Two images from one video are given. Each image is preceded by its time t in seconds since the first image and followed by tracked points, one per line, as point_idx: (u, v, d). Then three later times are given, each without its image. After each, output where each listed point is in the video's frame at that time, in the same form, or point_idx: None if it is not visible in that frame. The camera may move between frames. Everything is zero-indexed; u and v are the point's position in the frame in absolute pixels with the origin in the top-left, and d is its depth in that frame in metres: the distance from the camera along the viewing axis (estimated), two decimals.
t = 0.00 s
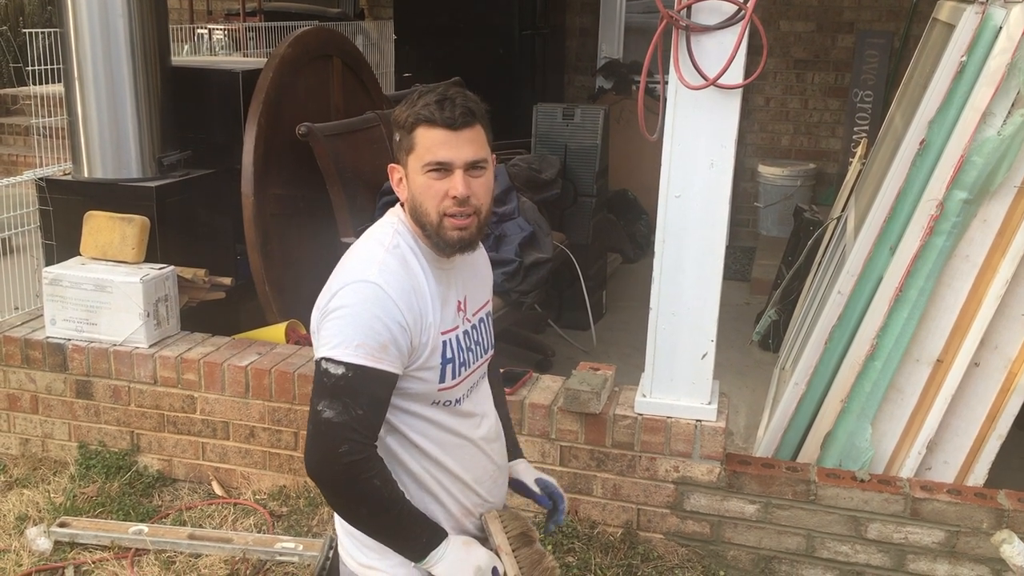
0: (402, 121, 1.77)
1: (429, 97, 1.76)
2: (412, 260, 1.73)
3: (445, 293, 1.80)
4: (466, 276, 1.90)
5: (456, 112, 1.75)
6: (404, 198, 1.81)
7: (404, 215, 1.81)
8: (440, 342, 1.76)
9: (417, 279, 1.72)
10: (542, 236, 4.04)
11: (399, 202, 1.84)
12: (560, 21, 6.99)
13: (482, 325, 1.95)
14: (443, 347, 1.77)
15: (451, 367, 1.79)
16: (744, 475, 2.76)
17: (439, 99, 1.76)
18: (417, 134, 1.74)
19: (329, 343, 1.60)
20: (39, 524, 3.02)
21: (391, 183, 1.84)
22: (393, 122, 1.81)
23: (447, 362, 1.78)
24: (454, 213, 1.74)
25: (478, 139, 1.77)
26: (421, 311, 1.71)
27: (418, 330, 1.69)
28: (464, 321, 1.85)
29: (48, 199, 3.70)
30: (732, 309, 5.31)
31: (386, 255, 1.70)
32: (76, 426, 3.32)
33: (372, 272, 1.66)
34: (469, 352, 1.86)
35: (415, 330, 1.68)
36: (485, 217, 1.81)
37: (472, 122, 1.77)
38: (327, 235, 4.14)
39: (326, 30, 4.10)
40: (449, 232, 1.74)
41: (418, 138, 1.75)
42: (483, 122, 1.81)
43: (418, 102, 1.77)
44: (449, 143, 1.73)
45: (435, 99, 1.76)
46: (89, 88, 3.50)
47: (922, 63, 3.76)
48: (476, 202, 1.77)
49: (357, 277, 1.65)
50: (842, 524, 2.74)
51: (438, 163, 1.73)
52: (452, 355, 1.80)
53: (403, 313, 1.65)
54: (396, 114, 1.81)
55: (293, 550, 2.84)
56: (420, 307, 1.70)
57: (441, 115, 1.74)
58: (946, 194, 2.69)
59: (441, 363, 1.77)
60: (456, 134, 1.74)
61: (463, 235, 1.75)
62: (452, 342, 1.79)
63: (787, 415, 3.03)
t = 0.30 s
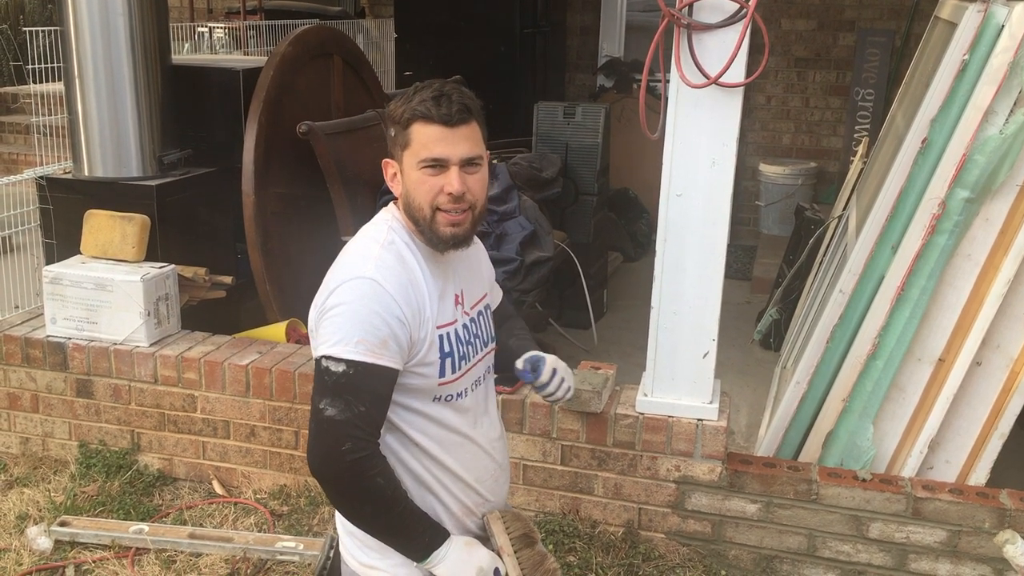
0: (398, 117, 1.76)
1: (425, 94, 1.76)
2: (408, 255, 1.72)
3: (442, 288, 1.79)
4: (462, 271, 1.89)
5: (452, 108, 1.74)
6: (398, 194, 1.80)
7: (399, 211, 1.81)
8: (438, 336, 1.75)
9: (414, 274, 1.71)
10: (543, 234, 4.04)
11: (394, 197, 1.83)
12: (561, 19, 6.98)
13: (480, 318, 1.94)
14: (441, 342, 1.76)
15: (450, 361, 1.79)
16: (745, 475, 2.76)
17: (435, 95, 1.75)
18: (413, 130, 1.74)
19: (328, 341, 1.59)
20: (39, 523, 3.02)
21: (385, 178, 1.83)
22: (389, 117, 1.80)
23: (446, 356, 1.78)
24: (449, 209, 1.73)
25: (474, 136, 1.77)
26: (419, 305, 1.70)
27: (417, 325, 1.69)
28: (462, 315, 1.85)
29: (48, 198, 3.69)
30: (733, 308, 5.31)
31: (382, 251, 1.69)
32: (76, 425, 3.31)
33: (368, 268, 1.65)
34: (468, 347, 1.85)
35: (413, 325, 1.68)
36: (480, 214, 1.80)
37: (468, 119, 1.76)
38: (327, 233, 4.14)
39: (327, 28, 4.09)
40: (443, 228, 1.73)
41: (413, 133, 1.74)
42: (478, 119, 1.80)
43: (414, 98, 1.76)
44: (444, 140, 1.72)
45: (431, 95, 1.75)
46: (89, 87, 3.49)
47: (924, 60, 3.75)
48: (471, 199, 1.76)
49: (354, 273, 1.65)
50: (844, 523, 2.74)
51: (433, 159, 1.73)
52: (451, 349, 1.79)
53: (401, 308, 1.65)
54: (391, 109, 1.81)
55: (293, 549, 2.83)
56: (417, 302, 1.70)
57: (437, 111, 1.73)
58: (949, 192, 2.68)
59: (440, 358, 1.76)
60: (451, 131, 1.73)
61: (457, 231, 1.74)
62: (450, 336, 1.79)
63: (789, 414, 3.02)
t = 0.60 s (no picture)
0: (397, 117, 1.76)
1: (426, 97, 1.75)
2: (396, 256, 1.72)
3: (432, 287, 1.79)
4: (454, 271, 1.88)
5: (452, 114, 1.73)
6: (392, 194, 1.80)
7: (390, 210, 1.81)
8: (427, 336, 1.75)
9: (402, 274, 1.71)
10: (544, 234, 4.05)
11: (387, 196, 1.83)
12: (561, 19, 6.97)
13: (474, 318, 1.93)
14: (430, 342, 1.75)
15: (440, 361, 1.78)
16: (746, 476, 2.75)
17: (437, 99, 1.74)
18: (411, 132, 1.73)
19: (315, 342, 1.59)
20: (39, 522, 3.01)
21: (379, 177, 1.83)
22: (387, 116, 1.79)
23: (436, 356, 1.77)
24: (441, 215, 1.73)
25: (472, 143, 1.76)
26: (406, 306, 1.70)
27: (404, 325, 1.68)
28: (454, 315, 1.84)
29: (48, 196, 3.68)
30: (733, 308, 5.30)
31: (369, 252, 1.69)
32: (75, 425, 3.31)
33: (354, 269, 1.65)
34: (459, 346, 1.84)
35: (401, 325, 1.67)
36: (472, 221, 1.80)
37: (468, 126, 1.75)
38: (327, 232, 4.13)
39: (327, 27, 4.08)
40: (433, 232, 1.73)
41: (411, 135, 1.73)
42: (477, 126, 1.80)
43: (414, 100, 1.76)
44: (442, 145, 1.72)
45: (432, 99, 1.74)
46: (90, 86, 3.49)
47: (925, 61, 3.75)
48: (464, 206, 1.76)
49: (341, 274, 1.65)
50: (844, 524, 2.73)
51: (429, 164, 1.72)
52: (441, 349, 1.78)
53: (388, 308, 1.64)
54: (391, 108, 1.80)
55: (293, 549, 2.83)
56: (404, 302, 1.69)
57: (437, 116, 1.72)
58: (951, 193, 2.67)
59: (430, 358, 1.75)
60: (449, 137, 1.72)
61: (448, 238, 1.73)
62: (440, 336, 1.78)
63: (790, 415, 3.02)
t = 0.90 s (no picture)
0: (404, 113, 1.73)
1: (436, 94, 1.73)
2: (394, 254, 1.71)
3: (431, 286, 1.78)
4: (453, 270, 1.87)
5: (463, 114, 1.72)
6: (394, 189, 1.78)
7: (392, 206, 1.79)
8: (426, 335, 1.74)
9: (400, 273, 1.70)
10: (543, 232, 4.04)
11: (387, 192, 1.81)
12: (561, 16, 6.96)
13: (474, 318, 1.92)
14: (428, 341, 1.74)
15: (439, 361, 1.77)
16: (745, 474, 2.75)
17: (447, 97, 1.73)
18: (420, 130, 1.72)
19: (313, 341, 1.58)
20: (37, 519, 3.01)
21: (379, 172, 1.81)
22: (392, 112, 1.77)
23: (435, 356, 1.76)
24: (448, 213, 1.72)
25: (480, 142, 1.76)
26: (404, 304, 1.69)
27: (402, 325, 1.68)
28: (453, 315, 1.83)
29: (47, 193, 3.68)
30: (732, 307, 5.30)
31: (367, 251, 1.69)
32: (74, 421, 3.30)
33: (352, 268, 1.64)
34: (459, 346, 1.83)
35: (399, 324, 1.67)
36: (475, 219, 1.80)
37: (477, 125, 1.75)
38: (326, 229, 4.12)
39: (327, 24, 4.07)
40: (439, 231, 1.72)
41: (419, 133, 1.71)
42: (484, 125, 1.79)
43: (423, 97, 1.73)
44: (452, 145, 1.71)
45: (443, 97, 1.72)
46: (89, 82, 3.48)
47: (926, 61, 3.74)
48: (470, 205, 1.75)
49: (338, 272, 1.64)
50: (844, 523, 2.73)
51: (439, 162, 1.71)
52: (440, 348, 1.77)
53: (385, 307, 1.63)
54: (396, 102, 1.77)
55: (292, 546, 2.82)
56: (402, 301, 1.69)
57: (449, 116, 1.71)
58: (951, 192, 2.67)
59: (429, 357, 1.75)
60: (459, 136, 1.72)
61: (453, 236, 1.73)
62: (439, 335, 1.77)
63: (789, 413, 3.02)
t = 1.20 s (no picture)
0: (473, 143, 1.69)
1: (504, 127, 1.73)
2: (386, 258, 1.70)
3: (424, 289, 1.77)
4: (445, 271, 1.87)
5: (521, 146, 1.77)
6: (438, 208, 1.74)
7: (427, 223, 1.75)
8: (418, 339, 1.73)
9: (392, 277, 1.69)
10: (541, 228, 4.01)
11: (420, 205, 1.75)
12: (559, 12, 6.95)
13: (464, 320, 1.92)
14: (420, 345, 1.74)
15: (431, 365, 1.77)
16: (742, 471, 2.75)
17: (512, 130, 1.75)
18: (489, 162, 1.71)
19: (304, 349, 1.58)
20: (33, 515, 3.00)
21: (418, 185, 1.72)
22: (456, 134, 1.69)
23: (427, 360, 1.76)
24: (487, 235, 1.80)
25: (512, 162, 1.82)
26: (397, 310, 1.68)
27: (394, 331, 1.67)
28: (445, 316, 1.82)
29: (43, 189, 3.67)
30: (730, 304, 5.29)
31: (359, 256, 1.67)
32: (70, 418, 3.30)
33: (344, 274, 1.63)
34: (451, 348, 1.83)
35: (391, 330, 1.66)
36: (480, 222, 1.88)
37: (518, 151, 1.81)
38: (323, 226, 4.11)
39: (324, 20, 4.06)
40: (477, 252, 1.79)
41: (490, 166, 1.71)
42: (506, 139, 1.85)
43: (491, 126, 1.71)
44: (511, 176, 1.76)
45: (510, 130, 1.74)
46: (85, 78, 3.47)
47: (924, 57, 3.73)
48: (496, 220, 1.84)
49: (330, 279, 1.63)
50: (840, 520, 2.73)
51: (500, 193, 1.75)
52: (432, 352, 1.77)
53: (378, 313, 1.63)
54: (461, 125, 1.70)
55: (288, 543, 2.82)
56: (394, 307, 1.68)
57: (513, 149, 1.74)
58: (948, 189, 2.67)
59: (421, 361, 1.74)
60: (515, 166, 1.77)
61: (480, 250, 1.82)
62: (431, 339, 1.76)
63: (785, 409, 3.01)
